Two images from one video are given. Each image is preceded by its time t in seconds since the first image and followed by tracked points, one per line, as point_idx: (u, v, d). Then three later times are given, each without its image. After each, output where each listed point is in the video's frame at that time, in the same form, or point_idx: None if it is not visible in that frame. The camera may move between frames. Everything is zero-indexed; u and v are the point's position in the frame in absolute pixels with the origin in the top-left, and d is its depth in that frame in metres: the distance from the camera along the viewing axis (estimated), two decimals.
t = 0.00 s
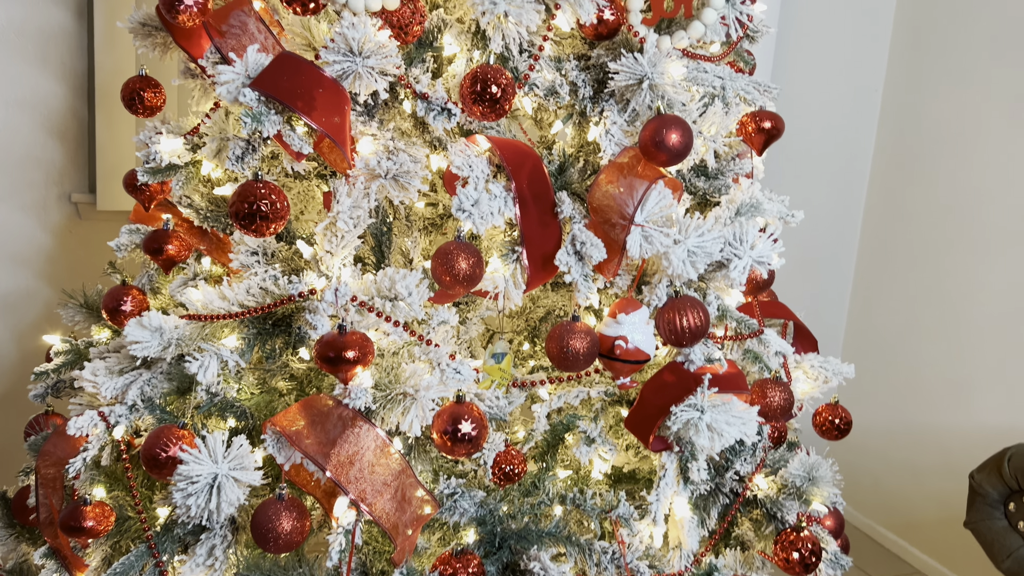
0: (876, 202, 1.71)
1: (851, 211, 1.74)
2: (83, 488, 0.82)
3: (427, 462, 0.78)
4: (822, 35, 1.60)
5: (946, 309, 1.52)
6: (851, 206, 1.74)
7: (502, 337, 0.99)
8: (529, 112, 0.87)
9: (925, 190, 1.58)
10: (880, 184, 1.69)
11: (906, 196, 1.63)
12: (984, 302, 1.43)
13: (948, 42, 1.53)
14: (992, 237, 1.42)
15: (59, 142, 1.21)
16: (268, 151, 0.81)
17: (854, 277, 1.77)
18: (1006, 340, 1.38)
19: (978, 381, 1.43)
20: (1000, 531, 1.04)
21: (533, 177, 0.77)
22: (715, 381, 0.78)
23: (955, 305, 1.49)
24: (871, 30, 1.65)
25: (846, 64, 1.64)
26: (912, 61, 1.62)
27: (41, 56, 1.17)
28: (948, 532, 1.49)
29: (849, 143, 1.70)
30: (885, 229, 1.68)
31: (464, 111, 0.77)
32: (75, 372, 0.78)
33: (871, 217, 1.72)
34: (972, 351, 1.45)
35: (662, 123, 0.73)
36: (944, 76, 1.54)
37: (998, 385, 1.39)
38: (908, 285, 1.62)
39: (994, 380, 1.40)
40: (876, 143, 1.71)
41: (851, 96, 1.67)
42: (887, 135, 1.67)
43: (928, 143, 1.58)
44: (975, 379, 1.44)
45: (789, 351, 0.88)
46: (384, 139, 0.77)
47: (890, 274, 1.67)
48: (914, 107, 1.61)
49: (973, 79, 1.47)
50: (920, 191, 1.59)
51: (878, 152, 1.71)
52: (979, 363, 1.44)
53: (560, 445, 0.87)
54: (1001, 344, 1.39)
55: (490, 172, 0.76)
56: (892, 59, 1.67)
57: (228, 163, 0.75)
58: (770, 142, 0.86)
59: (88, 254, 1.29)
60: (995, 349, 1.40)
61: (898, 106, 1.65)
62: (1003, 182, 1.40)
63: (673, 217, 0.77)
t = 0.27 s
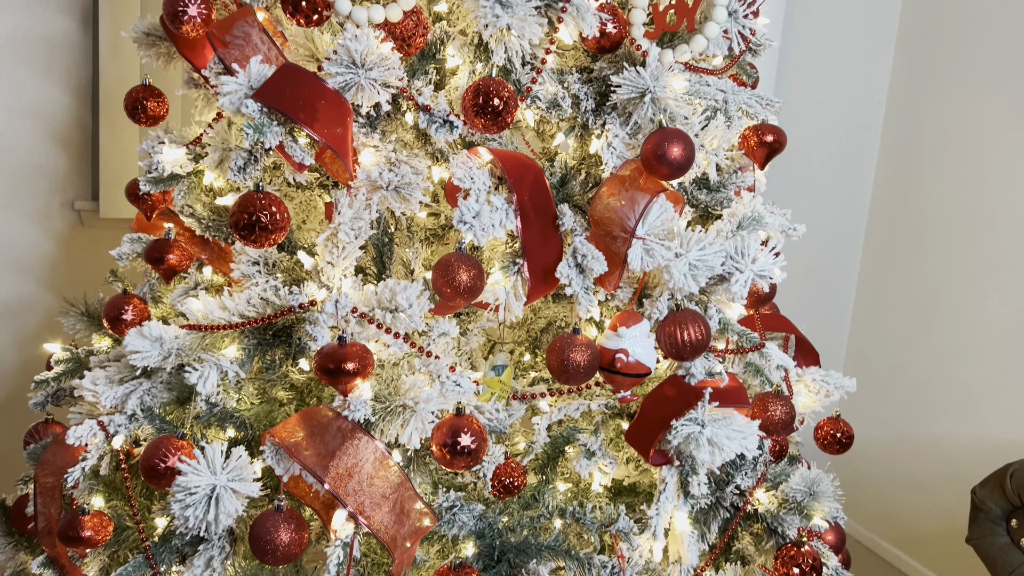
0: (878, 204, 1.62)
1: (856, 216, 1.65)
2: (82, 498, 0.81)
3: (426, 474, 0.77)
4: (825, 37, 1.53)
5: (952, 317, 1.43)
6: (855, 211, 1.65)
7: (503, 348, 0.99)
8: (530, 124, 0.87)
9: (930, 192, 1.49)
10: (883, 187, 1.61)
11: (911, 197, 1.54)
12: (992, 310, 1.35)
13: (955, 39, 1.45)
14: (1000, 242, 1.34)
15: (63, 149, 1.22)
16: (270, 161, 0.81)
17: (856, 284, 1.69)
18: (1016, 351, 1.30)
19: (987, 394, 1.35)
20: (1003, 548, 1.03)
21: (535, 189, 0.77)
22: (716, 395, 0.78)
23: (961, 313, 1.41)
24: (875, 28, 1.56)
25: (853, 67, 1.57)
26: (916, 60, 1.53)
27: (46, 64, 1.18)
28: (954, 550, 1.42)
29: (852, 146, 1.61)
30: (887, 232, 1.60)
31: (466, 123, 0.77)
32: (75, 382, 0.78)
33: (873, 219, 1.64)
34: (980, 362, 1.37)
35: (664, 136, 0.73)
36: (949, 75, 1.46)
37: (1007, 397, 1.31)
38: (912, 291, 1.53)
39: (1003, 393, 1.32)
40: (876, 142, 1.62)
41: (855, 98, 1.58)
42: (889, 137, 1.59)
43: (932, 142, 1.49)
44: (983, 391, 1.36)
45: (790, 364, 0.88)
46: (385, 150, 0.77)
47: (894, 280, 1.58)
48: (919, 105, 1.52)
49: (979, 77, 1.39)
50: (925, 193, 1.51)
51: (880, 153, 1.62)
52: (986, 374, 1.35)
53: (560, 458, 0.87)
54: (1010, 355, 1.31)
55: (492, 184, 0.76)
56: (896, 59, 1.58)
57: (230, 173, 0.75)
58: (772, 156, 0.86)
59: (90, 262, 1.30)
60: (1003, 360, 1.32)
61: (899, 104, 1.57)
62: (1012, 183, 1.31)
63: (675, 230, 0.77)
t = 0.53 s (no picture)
0: (877, 213, 1.62)
1: (856, 225, 1.65)
2: (76, 505, 0.81)
3: (422, 484, 0.77)
4: (824, 46, 1.53)
5: (952, 325, 1.42)
6: (855, 221, 1.65)
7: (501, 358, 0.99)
8: (528, 134, 0.87)
9: (930, 200, 1.49)
10: (882, 196, 1.61)
11: (910, 206, 1.53)
12: (991, 318, 1.34)
13: (955, 49, 1.45)
14: (1000, 250, 1.33)
15: (63, 155, 1.23)
16: (268, 170, 0.81)
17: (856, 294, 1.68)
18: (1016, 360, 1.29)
19: (987, 403, 1.34)
20: (1001, 561, 1.03)
21: (532, 200, 0.77)
22: (712, 406, 0.78)
23: (960, 322, 1.40)
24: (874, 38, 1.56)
25: (852, 77, 1.57)
26: (915, 70, 1.53)
27: (46, 69, 1.18)
28: (952, 561, 1.40)
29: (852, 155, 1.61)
30: (887, 241, 1.59)
31: (464, 133, 0.76)
32: (71, 389, 0.78)
33: (872, 228, 1.63)
34: (980, 371, 1.36)
35: (662, 147, 0.73)
36: (948, 84, 1.46)
37: (1007, 406, 1.30)
38: (912, 300, 1.52)
39: (1003, 402, 1.31)
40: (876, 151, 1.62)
41: (855, 107, 1.58)
42: (888, 147, 1.59)
43: (932, 151, 1.49)
44: (983, 400, 1.35)
45: (787, 376, 0.88)
46: (382, 159, 0.77)
47: (894, 288, 1.57)
48: (919, 114, 1.52)
49: (979, 86, 1.39)
50: (925, 202, 1.50)
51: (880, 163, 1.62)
52: (986, 383, 1.34)
53: (557, 469, 0.86)
54: (1010, 364, 1.30)
55: (489, 194, 0.76)
56: (896, 68, 1.58)
57: (227, 181, 0.75)
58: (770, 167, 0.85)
59: (87, 268, 1.31)
60: (1003, 369, 1.31)
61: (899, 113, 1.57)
62: (1012, 190, 1.31)
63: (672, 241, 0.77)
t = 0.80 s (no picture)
0: (876, 223, 1.61)
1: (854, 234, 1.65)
2: (69, 513, 0.80)
3: (414, 494, 0.76)
4: (824, 55, 1.53)
5: (951, 336, 1.41)
6: (854, 230, 1.64)
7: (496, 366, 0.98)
8: (524, 144, 0.87)
9: (930, 210, 1.48)
10: (881, 205, 1.60)
11: (910, 215, 1.52)
12: (991, 330, 1.33)
13: (954, 59, 1.44)
14: (1001, 261, 1.32)
15: (62, 161, 1.23)
16: (262, 178, 0.81)
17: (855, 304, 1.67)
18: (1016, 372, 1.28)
19: (986, 415, 1.33)
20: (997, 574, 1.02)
21: (527, 209, 0.77)
22: (706, 417, 0.77)
23: (960, 333, 1.40)
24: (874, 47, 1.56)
25: (852, 86, 1.56)
26: (914, 79, 1.53)
27: (45, 75, 1.18)
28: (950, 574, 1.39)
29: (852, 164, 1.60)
30: (885, 251, 1.59)
31: (458, 142, 0.77)
32: (64, 396, 0.77)
33: (871, 238, 1.63)
34: (979, 383, 1.35)
35: (656, 157, 0.73)
36: (948, 94, 1.45)
37: (1007, 419, 1.29)
38: (911, 310, 1.51)
39: (1002, 414, 1.30)
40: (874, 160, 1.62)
41: (854, 116, 1.58)
42: (887, 157, 1.59)
43: (931, 161, 1.48)
44: (982, 412, 1.34)
45: (782, 386, 0.88)
46: (377, 168, 0.77)
47: (893, 298, 1.56)
48: (918, 124, 1.51)
49: (979, 96, 1.38)
50: (924, 211, 1.49)
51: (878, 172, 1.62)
52: (984, 394, 1.34)
53: (551, 479, 0.86)
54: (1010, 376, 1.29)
55: (484, 203, 0.76)
56: (895, 77, 1.58)
57: (222, 188, 0.75)
58: (764, 178, 0.87)
59: (83, 274, 1.31)
60: (1003, 381, 1.30)
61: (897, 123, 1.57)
62: (1013, 201, 1.30)
63: (667, 252, 0.77)
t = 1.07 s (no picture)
0: (874, 230, 1.61)
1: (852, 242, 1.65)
2: (61, 519, 0.80)
3: (406, 501, 0.76)
4: (823, 62, 1.53)
5: (948, 344, 1.41)
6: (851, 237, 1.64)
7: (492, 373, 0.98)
8: (519, 151, 0.87)
9: (927, 218, 1.48)
10: (878, 213, 1.60)
11: (907, 223, 1.52)
12: (986, 339, 1.33)
13: (953, 67, 1.44)
14: (998, 271, 1.32)
15: (60, 165, 1.23)
16: (257, 185, 0.81)
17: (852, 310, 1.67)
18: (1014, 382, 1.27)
19: (984, 424, 1.32)
20: None
21: (521, 217, 0.77)
22: (700, 425, 0.77)
23: (957, 341, 1.39)
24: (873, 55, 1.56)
25: (850, 93, 1.56)
26: (912, 87, 1.53)
27: (44, 80, 1.19)
28: None
29: (851, 171, 1.60)
30: (883, 259, 1.59)
31: (453, 150, 0.77)
32: (58, 401, 0.77)
33: (868, 245, 1.63)
34: (976, 392, 1.35)
35: (650, 166, 0.73)
36: (945, 103, 1.45)
37: (1005, 428, 1.28)
38: (908, 318, 1.51)
39: (999, 423, 1.29)
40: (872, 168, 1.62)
41: (852, 124, 1.58)
42: (884, 164, 1.59)
43: (928, 169, 1.48)
44: (979, 421, 1.33)
45: (776, 396, 0.87)
46: (371, 175, 0.76)
47: (890, 305, 1.56)
48: (916, 132, 1.51)
49: (978, 106, 1.38)
50: (922, 218, 1.49)
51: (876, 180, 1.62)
52: (982, 403, 1.33)
53: (544, 487, 0.86)
54: (1008, 386, 1.28)
55: (478, 210, 0.76)
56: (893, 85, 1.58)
57: (216, 195, 0.76)
58: (760, 186, 0.87)
59: (80, 279, 1.30)
60: (998, 390, 1.30)
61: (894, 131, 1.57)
62: (1009, 211, 1.30)
63: (661, 260, 0.77)
